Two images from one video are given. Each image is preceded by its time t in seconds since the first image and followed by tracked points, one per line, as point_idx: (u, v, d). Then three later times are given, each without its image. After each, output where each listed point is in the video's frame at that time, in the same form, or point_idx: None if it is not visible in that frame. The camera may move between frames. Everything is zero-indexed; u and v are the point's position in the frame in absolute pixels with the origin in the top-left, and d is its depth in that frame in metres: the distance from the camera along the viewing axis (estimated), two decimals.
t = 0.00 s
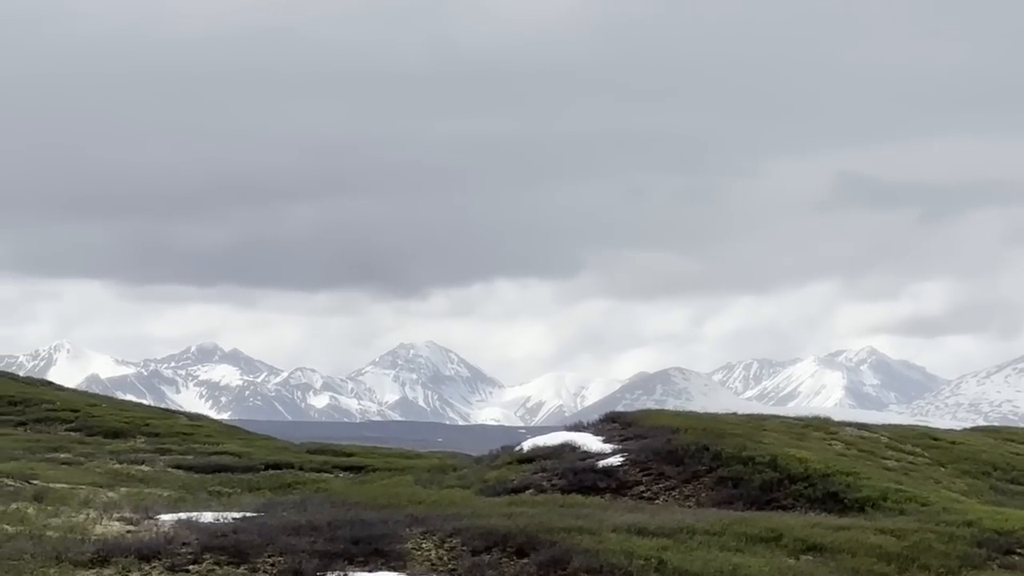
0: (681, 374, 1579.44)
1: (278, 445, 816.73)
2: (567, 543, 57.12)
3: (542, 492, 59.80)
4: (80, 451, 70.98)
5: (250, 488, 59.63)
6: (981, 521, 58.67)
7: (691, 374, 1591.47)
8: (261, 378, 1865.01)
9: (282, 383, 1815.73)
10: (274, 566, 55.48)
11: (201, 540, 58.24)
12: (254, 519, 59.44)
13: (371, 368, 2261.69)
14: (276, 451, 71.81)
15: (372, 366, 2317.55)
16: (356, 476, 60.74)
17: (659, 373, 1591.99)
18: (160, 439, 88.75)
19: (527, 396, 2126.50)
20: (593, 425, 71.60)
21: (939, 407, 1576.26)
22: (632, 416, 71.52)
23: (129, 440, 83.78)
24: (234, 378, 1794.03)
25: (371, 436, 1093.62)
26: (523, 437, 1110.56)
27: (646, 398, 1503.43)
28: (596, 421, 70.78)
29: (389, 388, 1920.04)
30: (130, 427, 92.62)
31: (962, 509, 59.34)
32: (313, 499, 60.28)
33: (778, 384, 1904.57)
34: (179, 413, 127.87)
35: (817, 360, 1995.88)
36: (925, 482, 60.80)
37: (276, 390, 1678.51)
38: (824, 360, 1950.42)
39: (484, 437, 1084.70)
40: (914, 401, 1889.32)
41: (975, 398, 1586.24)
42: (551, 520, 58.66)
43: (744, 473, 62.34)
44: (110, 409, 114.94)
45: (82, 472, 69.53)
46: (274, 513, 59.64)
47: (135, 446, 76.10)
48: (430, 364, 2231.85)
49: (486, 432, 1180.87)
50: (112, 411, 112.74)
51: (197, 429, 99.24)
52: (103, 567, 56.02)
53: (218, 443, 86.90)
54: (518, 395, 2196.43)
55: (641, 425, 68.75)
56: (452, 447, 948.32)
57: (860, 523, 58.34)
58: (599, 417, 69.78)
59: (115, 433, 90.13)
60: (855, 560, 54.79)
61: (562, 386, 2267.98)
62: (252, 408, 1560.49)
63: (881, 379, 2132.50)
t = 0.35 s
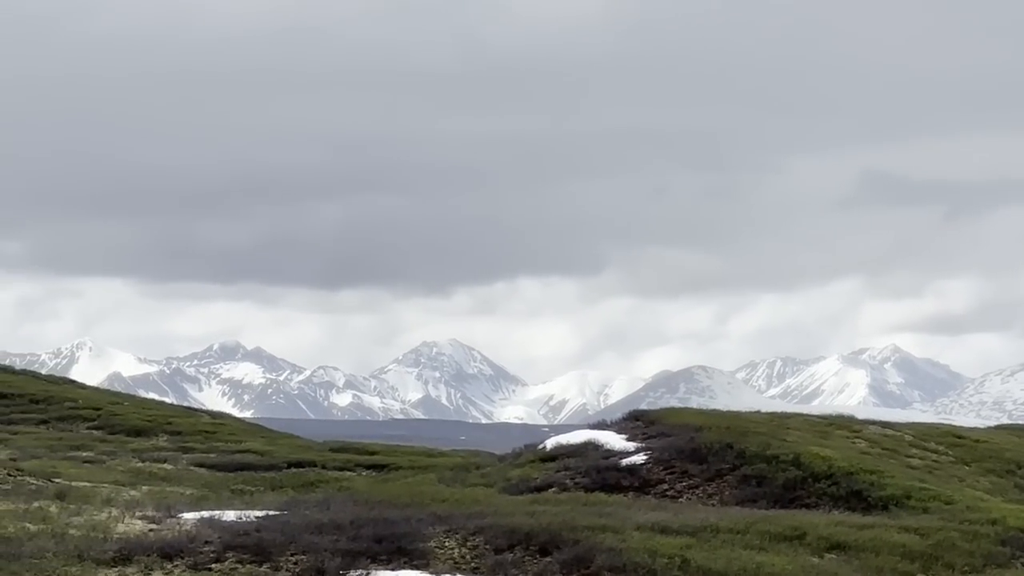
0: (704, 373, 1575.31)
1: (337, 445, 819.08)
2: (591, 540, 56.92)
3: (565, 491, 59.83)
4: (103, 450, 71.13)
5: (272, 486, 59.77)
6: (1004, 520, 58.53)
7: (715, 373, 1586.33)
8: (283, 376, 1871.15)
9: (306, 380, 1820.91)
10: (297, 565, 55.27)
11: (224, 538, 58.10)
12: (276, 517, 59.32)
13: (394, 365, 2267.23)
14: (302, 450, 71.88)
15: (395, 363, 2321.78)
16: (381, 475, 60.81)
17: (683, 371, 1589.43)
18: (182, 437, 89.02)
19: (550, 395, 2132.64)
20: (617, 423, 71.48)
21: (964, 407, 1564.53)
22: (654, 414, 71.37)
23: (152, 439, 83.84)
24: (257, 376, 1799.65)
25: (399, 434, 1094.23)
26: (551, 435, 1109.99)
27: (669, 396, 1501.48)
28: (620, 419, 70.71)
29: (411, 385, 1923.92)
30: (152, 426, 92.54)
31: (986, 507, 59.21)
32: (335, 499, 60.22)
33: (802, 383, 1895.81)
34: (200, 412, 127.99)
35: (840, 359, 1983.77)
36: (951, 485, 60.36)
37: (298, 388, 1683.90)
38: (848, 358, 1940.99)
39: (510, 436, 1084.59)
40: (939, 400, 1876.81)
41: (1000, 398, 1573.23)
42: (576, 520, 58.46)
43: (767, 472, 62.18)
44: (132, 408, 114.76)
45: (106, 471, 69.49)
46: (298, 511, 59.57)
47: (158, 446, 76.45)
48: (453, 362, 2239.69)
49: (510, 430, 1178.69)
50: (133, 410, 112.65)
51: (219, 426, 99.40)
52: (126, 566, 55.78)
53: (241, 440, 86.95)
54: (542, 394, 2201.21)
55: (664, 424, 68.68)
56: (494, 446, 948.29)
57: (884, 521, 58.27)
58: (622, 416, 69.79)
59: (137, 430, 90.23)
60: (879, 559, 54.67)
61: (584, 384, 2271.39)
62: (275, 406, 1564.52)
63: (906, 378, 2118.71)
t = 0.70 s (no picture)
0: (722, 371, 1568.26)
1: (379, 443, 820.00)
2: (606, 540, 56.55)
3: (583, 489, 59.31)
4: (118, 448, 71.28)
5: (287, 484, 59.44)
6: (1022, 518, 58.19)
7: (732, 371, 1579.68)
8: (297, 374, 1873.42)
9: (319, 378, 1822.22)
10: (311, 564, 54.95)
11: (238, 537, 57.84)
12: (290, 516, 58.97)
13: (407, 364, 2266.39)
14: (316, 448, 71.53)
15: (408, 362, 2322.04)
16: (396, 473, 60.40)
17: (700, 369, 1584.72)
18: (195, 435, 88.68)
19: (566, 394, 2137.98)
20: (632, 422, 70.95)
21: (984, 407, 1551.55)
22: (671, 411, 70.75)
23: (165, 436, 83.44)
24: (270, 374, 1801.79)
25: (418, 433, 1093.40)
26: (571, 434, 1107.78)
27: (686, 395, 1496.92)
28: (637, 418, 70.23)
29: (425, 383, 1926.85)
30: (164, 425, 92.17)
31: (1003, 506, 58.82)
32: (351, 496, 59.84)
33: (819, 382, 1889.27)
34: (216, 410, 127.43)
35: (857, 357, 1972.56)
36: (971, 486, 59.67)
37: (313, 386, 1686.24)
38: (865, 356, 1929.99)
39: (527, 435, 1083.36)
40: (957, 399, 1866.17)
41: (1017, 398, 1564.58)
42: (590, 519, 58.14)
43: (784, 471, 61.68)
44: (147, 407, 114.33)
45: (117, 469, 69.57)
46: (311, 511, 59.09)
47: (172, 444, 76.07)
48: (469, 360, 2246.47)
49: (526, 429, 1177.58)
50: (149, 408, 112.43)
51: (233, 424, 98.85)
52: (139, 564, 55.46)
53: (256, 438, 86.60)
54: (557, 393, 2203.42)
55: (680, 422, 68.33)
56: (522, 443, 947.85)
57: (902, 520, 57.89)
58: (639, 414, 69.45)
59: (150, 429, 89.77)
60: (898, 558, 54.34)
61: (599, 383, 2273.06)
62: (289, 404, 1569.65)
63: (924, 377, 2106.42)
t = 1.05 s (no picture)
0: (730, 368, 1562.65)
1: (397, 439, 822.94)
2: (614, 538, 56.16)
3: (589, 488, 58.60)
4: (120, 446, 70.62)
5: (291, 483, 58.60)
6: None
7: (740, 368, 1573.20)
8: (302, 370, 1873.76)
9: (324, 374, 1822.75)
10: (316, 563, 54.52)
11: (242, 536, 57.24)
12: (295, 515, 58.28)
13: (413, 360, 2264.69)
14: (321, 447, 71.00)
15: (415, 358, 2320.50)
16: (401, 470, 59.30)
17: (709, 367, 1579.89)
18: (197, 433, 88.03)
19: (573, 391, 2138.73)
20: (640, 419, 70.31)
21: (995, 406, 1541.18)
22: (680, 409, 70.13)
23: (168, 434, 82.73)
24: (274, 371, 1802.51)
25: (424, 430, 1090.77)
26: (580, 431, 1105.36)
27: (695, 391, 1490.28)
28: (644, 415, 69.58)
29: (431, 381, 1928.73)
30: (168, 422, 91.25)
31: (1012, 503, 58.30)
32: (354, 495, 59.11)
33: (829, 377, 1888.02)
34: (219, 406, 126.51)
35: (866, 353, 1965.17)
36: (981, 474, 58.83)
37: (317, 382, 1687.35)
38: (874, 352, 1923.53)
39: (534, 432, 1081.84)
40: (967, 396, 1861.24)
41: None
42: (599, 516, 57.59)
43: (795, 471, 60.69)
44: (151, 404, 113.48)
45: (120, 466, 69.04)
46: (315, 509, 58.56)
47: (176, 441, 75.28)
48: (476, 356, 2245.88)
49: (532, 426, 1175.99)
50: (152, 405, 111.63)
51: (236, 422, 97.92)
52: (141, 564, 54.89)
53: (258, 435, 85.82)
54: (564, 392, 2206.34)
55: (688, 419, 67.53)
56: (534, 440, 945.38)
57: (912, 519, 57.36)
58: (647, 412, 68.71)
59: (152, 426, 88.95)
60: (907, 556, 54.03)
61: (607, 381, 2273.73)
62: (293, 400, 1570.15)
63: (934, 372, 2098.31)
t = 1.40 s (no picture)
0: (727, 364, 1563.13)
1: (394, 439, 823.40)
2: (611, 534, 56.30)
3: (586, 485, 58.42)
4: (115, 442, 70.73)
5: (286, 479, 58.09)
6: None
7: (738, 366, 1574.32)
8: (298, 368, 1870.75)
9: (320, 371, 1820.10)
10: (312, 560, 54.64)
11: (238, 533, 57.11)
12: (292, 511, 58.14)
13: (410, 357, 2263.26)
14: (317, 443, 70.95)
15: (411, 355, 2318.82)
16: (397, 467, 59.14)
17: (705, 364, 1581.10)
18: (194, 429, 87.90)
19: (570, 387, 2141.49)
20: (638, 415, 70.19)
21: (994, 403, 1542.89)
22: (677, 406, 70.16)
23: (165, 432, 82.69)
24: (270, 368, 1800.25)
25: (420, 427, 1091.22)
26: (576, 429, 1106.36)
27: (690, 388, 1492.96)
28: (642, 412, 69.57)
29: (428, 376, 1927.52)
30: (164, 418, 91.17)
31: (1010, 500, 57.97)
32: (350, 491, 58.85)
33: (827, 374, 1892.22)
34: (212, 402, 126.19)
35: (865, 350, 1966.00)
36: (980, 472, 58.61)
37: (314, 379, 1683.38)
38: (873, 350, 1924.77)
39: (531, 429, 1081.28)
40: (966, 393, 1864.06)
41: None
42: (596, 513, 57.51)
43: (793, 467, 60.45)
44: (148, 401, 113.08)
45: (114, 464, 69.11)
46: (313, 505, 58.31)
47: (171, 436, 75.42)
48: (474, 352, 2247.63)
49: (530, 423, 1175.61)
50: (149, 403, 111.23)
51: (233, 419, 97.86)
52: (137, 560, 54.80)
53: (254, 432, 85.50)
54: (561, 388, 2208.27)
55: (685, 417, 67.26)
56: (531, 437, 945.98)
57: (910, 515, 57.28)
58: (644, 409, 68.65)
59: (150, 423, 88.73)
60: (904, 554, 54.42)
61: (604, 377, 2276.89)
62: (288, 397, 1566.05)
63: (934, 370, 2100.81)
